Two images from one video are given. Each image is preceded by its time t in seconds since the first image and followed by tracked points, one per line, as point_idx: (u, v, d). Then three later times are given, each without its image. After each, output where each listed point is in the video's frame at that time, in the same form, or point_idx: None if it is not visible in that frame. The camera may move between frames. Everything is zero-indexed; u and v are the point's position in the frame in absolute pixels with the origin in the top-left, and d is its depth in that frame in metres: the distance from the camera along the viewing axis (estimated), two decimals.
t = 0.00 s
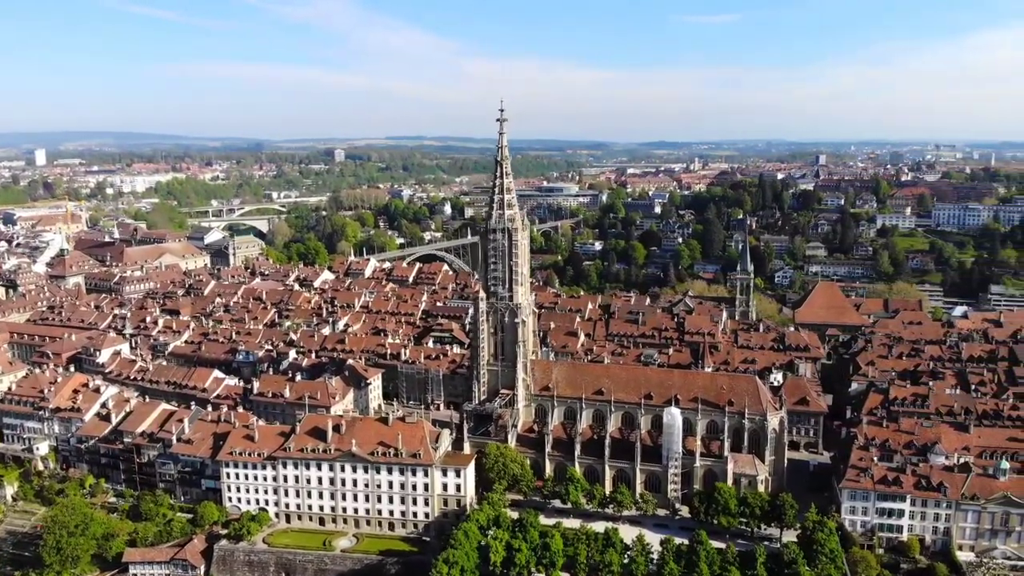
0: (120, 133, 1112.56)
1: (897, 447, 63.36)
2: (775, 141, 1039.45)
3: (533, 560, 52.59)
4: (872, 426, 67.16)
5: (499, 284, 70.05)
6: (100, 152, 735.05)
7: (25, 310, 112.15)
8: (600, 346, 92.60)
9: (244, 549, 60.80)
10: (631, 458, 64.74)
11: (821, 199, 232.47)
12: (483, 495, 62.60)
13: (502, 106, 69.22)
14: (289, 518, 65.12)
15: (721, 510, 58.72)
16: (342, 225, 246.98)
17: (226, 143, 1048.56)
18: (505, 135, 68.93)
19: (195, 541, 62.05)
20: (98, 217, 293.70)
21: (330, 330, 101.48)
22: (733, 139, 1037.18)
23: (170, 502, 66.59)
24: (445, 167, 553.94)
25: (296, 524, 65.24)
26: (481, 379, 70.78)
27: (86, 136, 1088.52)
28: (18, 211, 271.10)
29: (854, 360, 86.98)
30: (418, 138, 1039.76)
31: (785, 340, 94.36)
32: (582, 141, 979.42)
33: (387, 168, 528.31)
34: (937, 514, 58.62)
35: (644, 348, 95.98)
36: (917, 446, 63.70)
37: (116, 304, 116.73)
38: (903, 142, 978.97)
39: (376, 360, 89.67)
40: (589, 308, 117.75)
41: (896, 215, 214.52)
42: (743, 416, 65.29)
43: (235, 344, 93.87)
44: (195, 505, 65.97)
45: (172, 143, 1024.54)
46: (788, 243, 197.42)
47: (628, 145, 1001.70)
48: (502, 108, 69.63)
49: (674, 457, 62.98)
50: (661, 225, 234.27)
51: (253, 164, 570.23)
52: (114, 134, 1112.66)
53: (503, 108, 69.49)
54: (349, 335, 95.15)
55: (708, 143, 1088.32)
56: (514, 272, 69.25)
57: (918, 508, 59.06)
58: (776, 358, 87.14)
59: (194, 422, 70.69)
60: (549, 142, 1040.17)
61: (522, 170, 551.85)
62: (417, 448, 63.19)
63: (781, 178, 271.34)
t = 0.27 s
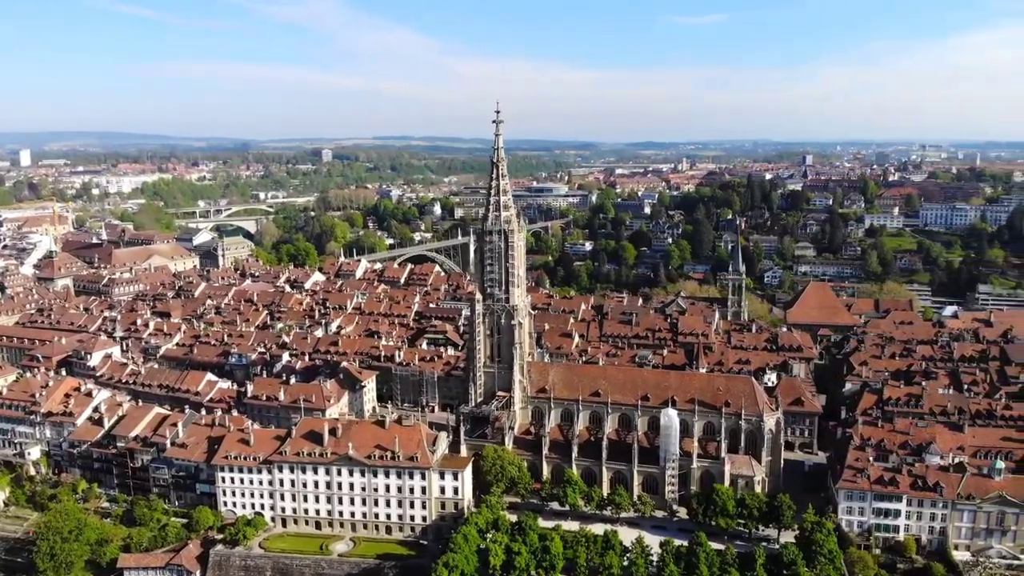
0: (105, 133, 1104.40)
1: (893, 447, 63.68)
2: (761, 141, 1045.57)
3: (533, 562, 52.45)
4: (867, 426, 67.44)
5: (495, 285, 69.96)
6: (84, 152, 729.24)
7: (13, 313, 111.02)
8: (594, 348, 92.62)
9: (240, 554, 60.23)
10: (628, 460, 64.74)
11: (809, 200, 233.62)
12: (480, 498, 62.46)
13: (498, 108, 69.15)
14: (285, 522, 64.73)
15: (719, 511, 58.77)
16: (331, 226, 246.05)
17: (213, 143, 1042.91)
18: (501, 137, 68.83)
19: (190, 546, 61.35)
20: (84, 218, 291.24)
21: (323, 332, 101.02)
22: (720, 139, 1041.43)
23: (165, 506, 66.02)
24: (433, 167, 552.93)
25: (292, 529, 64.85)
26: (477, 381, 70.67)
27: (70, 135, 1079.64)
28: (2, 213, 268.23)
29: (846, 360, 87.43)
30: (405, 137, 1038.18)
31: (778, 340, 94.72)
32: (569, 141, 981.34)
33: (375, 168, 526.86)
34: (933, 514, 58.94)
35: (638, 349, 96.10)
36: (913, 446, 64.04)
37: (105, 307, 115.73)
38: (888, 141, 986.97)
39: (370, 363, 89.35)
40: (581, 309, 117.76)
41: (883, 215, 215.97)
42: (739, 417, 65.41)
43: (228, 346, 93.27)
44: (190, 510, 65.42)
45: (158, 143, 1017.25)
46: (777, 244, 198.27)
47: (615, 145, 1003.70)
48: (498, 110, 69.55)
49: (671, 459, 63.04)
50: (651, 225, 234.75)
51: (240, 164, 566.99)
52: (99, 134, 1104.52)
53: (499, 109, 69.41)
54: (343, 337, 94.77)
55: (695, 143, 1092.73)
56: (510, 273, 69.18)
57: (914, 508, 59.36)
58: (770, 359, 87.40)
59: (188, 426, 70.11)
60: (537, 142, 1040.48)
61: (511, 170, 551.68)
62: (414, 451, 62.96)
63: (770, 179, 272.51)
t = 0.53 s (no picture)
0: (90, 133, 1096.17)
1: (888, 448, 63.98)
2: (748, 141, 1051.94)
3: (533, 565, 52.35)
4: (862, 426, 67.69)
5: (491, 287, 69.86)
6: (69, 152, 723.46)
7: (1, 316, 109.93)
8: (589, 349, 92.62)
9: (236, 559, 59.60)
10: (625, 461, 64.74)
11: (798, 200, 234.77)
12: (478, 501, 62.32)
13: (494, 109, 69.02)
14: (281, 527, 64.34)
15: (717, 512, 58.83)
16: (320, 227, 245.11)
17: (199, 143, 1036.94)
18: (497, 139, 68.71)
19: (186, 551, 60.56)
20: (70, 220, 288.74)
21: (316, 335, 100.55)
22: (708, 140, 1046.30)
23: (159, 511, 65.44)
24: (422, 167, 552.01)
25: (289, 533, 64.47)
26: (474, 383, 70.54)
27: (54, 135, 1071.18)
28: None
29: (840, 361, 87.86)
30: (393, 138, 1036.42)
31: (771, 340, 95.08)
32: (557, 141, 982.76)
33: (363, 168, 525.34)
34: (929, 514, 59.27)
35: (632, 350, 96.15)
36: (908, 446, 64.38)
37: (95, 309, 114.77)
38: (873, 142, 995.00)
39: (364, 365, 89.03)
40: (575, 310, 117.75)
41: (872, 215, 217.42)
42: (736, 418, 65.55)
43: (221, 349, 92.67)
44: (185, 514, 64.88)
45: (143, 143, 1009.82)
46: (767, 244, 199.11)
47: (603, 145, 1006.10)
48: (494, 111, 69.44)
49: (669, 460, 63.08)
50: (641, 226, 235.17)
51: (227, 164, 563.77)
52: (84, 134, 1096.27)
53: (495, 111, 69.31)
54: (336, 340, 94.37)
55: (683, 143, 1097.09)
56: (507, 275, 69.10)
57: (911, 508, 59.65)
58: (764, 359, 87.70)
59: (182, 430, 69.51)
60: (525, 142, 1041.53)
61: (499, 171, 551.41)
62: (411, 454, 62.69)
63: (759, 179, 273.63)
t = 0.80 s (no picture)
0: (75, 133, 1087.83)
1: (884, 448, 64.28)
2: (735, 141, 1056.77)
3: (533, 568, 52.31)
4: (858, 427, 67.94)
5: (488, 289, 69.73)
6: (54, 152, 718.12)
7: None
8: (584, 350, 92.60)
9: (233, 563, 58.95)
10: (623, 463, 64.79)
11: (787, 200, 235.85)
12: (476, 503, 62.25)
13: (490, 110, 68.84)
14: (277, 531, 63.97)
15: (715, 514, 58.92)
16: (308, 228, 244.12)
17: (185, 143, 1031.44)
18: (493, 140, 68.57)
19: (181, 556, 59.50)
20: (56, 221, 286.33)
21: (309, 337, 100.02)
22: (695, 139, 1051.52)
23: (153, 516, 64.88)
24: (410, 167, 550.98)
25: (285, 537, 64.10)
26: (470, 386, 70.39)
27: (39, 135, 1063.58)
28: None
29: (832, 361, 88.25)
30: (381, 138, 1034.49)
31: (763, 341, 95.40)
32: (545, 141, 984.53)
33: (351, 168, 523.64)
34: (925, 513, 59.62)
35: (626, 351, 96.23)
36: (903, 446, 64.69)
37: (84, 312, 113.79)
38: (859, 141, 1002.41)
39: (358, 367, 88.69)
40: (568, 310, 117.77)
41: (860, 215, 218.75)
42: (732, 419, 65.71)
43: (213, 351, 92.04)
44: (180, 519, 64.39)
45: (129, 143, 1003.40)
46: (756, 244, 200.04)
47: (591, 145, 1008.78)
48: (490, 113, 69.26)
49: (666, 461, 63.17)
50: (631, 226, 235.54)
51: (214, 165, 560.56)
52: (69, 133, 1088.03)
53: (491, 112, 69.14)
54: (329, 342, 93.97)
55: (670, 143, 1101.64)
56: (503, 277, 68.98)
57: (907, 507, 59.98)
58: (758, 360, 88.00)
59: (176, 434, 68.91)
60: (513, 142, 1042.55)
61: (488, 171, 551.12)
62: (409, 457, 62.42)
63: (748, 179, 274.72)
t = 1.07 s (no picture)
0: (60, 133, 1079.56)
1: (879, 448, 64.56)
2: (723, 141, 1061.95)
3: (532, 571, 52.17)
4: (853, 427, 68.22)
5: (484, 291, 69.57)
6: (39, 153, 712.69)
7: None
8: (578, 352, 92.60)
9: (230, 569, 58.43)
10: (620, 464, 64.78)
11: (776, 200, 236.84)
12: (473, 506, 62.13)
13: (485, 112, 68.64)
14: (273, 535, 63.58)
15: (713, 515, 59.01)
16: (297, 228, 243.02)
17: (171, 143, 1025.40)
18: (488, 141, 68.35)
19: (177, 562, 59.83)
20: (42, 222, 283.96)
21: (301, 339, 99.54)
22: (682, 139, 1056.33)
23: (148, 521, 64.30)
24: (398, 168, 549.76)
25: (281, 541, 63.71)
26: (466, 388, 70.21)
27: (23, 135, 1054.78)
28: None
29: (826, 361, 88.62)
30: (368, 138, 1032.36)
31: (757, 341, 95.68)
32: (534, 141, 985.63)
33: (339, 169, 521.72)
34: (920, 513, 59.96)
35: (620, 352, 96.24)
36: (898, 446, 65.04)
37: (74, 315, 112.82)
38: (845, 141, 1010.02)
39: (352, 369, 88.32)
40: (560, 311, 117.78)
41: (848, 215, 220.03)
42: (729, 420, 65.85)
43: (206, 354, 91.46)
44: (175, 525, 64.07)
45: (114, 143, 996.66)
46: (745, 244, 200.85)
47: (578, 145, 1010.98)
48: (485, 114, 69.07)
49: (663, 463, 63.17)
50: (621, 226, 235.92)
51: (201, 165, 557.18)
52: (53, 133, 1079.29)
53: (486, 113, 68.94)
54: (323, 344, 93.53)
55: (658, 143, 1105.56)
56: (500, 279, 68.87)
57: (903, 507, 60.28)
58: (752, 360, 88.27)
59: (170, 437, 68.33)
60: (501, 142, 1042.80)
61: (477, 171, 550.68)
62: (406, 460, 62.12)
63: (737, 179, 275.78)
